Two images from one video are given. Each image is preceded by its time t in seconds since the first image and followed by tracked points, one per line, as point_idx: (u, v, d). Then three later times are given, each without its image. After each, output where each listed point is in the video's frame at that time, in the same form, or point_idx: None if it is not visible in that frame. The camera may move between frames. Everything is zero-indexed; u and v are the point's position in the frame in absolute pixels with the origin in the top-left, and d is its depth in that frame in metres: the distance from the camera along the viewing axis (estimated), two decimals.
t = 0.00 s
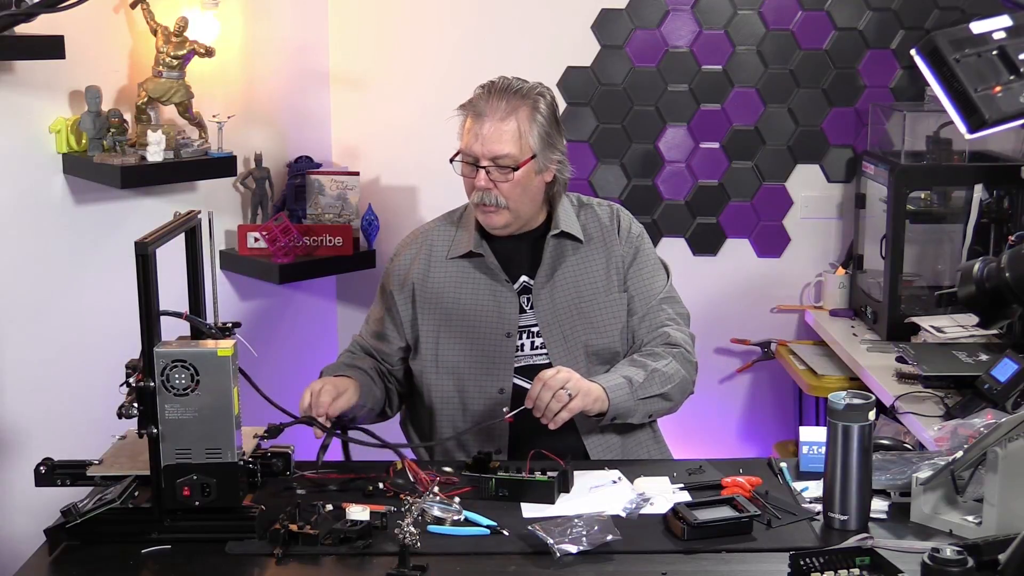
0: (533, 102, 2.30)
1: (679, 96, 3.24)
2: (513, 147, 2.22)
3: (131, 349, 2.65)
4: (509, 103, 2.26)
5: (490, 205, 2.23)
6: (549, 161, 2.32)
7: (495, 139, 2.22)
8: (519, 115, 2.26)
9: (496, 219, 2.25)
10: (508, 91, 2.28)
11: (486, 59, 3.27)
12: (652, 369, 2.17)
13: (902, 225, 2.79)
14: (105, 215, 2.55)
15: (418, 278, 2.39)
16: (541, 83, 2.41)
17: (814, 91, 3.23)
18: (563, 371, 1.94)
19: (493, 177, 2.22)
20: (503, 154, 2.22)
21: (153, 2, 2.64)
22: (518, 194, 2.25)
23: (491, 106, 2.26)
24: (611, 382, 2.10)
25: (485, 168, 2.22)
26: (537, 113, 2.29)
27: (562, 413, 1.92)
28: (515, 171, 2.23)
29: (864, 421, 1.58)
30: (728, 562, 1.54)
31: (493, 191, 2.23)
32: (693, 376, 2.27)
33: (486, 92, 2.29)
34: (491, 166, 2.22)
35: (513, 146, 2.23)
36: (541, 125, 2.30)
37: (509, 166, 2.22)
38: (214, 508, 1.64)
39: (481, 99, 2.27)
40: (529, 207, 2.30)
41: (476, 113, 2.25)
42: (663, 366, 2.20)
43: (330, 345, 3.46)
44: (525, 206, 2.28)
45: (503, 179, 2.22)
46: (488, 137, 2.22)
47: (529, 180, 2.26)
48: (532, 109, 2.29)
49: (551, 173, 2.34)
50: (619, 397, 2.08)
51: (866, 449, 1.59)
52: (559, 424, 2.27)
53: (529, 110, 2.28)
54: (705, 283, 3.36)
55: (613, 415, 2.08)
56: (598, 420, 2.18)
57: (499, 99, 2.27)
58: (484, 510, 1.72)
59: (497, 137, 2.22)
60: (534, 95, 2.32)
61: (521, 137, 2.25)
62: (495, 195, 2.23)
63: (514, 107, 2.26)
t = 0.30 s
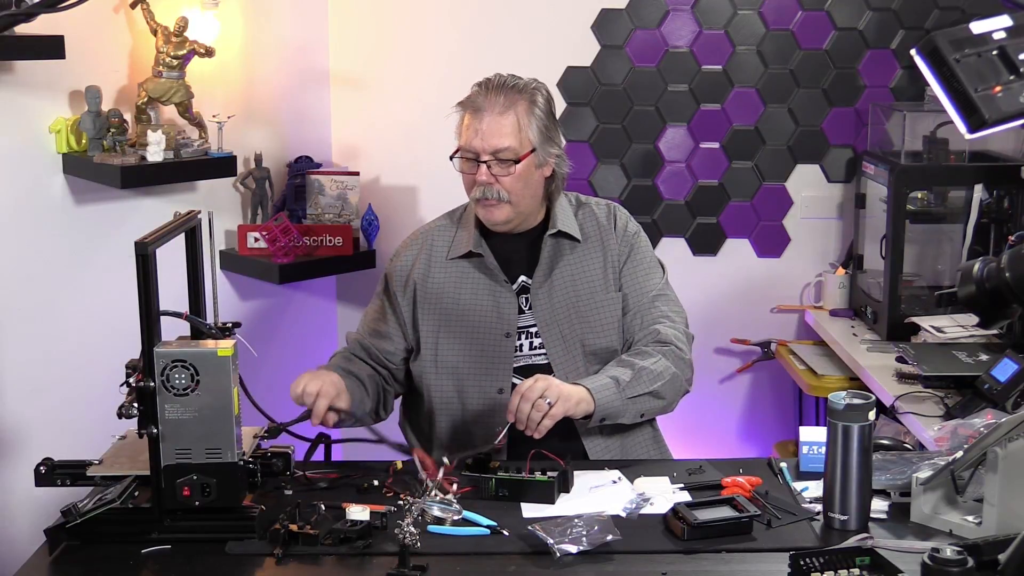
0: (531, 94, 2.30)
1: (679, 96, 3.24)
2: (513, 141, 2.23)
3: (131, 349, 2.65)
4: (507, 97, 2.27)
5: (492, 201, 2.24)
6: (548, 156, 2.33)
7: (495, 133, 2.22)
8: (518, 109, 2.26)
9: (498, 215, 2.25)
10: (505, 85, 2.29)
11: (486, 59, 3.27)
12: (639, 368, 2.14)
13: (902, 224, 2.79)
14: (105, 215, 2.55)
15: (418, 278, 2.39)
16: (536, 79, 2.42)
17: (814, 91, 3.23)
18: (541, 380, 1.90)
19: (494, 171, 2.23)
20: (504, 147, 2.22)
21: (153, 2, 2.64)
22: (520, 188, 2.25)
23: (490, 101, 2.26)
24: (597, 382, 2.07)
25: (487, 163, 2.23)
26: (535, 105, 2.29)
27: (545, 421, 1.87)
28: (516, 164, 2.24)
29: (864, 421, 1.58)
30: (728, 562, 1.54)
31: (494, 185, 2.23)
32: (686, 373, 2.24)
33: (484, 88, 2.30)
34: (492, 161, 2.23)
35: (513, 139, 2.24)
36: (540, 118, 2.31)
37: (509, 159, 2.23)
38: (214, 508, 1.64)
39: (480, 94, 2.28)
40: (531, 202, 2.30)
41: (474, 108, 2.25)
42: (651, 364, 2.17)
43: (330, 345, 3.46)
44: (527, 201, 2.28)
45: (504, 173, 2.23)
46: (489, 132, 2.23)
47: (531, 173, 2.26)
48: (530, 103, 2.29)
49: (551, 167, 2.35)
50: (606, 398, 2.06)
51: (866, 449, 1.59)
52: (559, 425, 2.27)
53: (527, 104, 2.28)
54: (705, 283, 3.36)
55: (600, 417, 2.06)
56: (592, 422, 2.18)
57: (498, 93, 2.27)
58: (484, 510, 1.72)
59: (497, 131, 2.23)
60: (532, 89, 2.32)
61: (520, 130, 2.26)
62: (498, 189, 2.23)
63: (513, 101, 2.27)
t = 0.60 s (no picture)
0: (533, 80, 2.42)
1: (679, 96, 3.24)
2: (528, 117, 2.32)
3: (131, 349, 2.65)
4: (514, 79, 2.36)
5: (514, 177, 2.29)
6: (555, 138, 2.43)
7: (512, 109, 2.31)
8: (529, 87, 2.36)
9: (519, 191, 2.30)
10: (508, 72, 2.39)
11: (486, 59, 3.27)
12: (624, 369, 2.11)
13: (902, 224, 2.79)
14: (105, 215, 2.55)
15: (416, 277, 2.39)
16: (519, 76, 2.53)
17: (814, 91, 3.23)
18: (524, 396, 1.87)
19: (514, 147, 2.31)
20: (522, 122, 2.31)
21: (153, 2, 2.64)
22: (539, 162, 2.33)
23: (499, 82, 2.34)
24: (582, 387, 2.05)
25: (506, 139, 2.31)
26: (540, 87, 2.38)
27: (532, 437, 1.87)
28: (534, 138, 2.33)
29: (864, 421, 1.58)
30: (728, 562, 1.54)
31: (516, 159, 2.30)
32: (675, 373, 2.19)
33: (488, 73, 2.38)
34: (512, 136, 2.31)
35: (529, 114, 2.33)
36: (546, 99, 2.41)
37: (528, 133, 2.32)
38: (214, 508, 1.64)
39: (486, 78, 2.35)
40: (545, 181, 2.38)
41: (484, 91, 2.33)
42: (636, 365, 2.13)
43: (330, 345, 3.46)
44: (542, 181, 2.35)
45: (524, 147, 2.31)
46: (505, 109, 2.31)
47: (545, 150, 2.36)
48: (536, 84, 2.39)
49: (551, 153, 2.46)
50: (591, 402, 2.03)
51: (866, 449, 1.59)
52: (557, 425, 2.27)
53: (534, 84, 2.38)
54: (705, 283, 3.36)
55: (587, 421, 2.03)
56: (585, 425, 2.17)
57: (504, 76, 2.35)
58: (484, 510, 1.72)
59: (513, 107, 2.31)
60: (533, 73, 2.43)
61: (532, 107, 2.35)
62: (519, 163, 2.30)
63: (523, 80, 2.36)
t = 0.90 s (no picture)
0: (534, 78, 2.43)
1: (679, 96, 3.24)
2: (528, 115, 2.33)
3: (131, 349, 2.64)
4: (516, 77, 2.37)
5: (511, 175, 2.29)
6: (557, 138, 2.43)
7: (511, 107, 2.32)
8: (529, 86, 2.36)
9: (517, 189, 2.29)
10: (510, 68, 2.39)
11: (486, 59, 3.27)
12: (621, 365, 2.11)
13: (902, 224, 2.79)
14: (105, 215, 2.55)
15: (415, 277, 2.39)
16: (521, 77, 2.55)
17: (814, 91, 3.23)
18: (521, 392, 1.87)
19: (513, 145, 2.31)
20: (521, 120, 2.32)
21: (153, 2, 2.64)
22: (537, 161, 2.33)
23: (500, 81, 2.35)
24: (581, 379, 2.05)
25: (505, 136, 2.31)
26: (542, 86, 2.39)
27: (531, 431, 1.86)
28: (533, 136, 2.33)
29: (864, 421, 1.58)
30: (728, 562, 1.54)
31: (515, 157, 2.30)
32: (672, 373, 2.19)
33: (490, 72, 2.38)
34: (511, 133, 2.31)
35: (529, 112, 2.33)
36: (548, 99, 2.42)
37: (527, 131, 2.32)
38: (214, 508, 1.64)
39: (487, 76, 2.36)
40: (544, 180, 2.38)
41: (485, 88, 2.34)
42: (634, 362, 2.13)
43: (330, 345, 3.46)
44: (541, 180, 2.35)
45: (523, 145, 2.32)
46: (506, 107, 2.31)
47: (545, 150, 2.36)
48: (538, 83, 2.39)
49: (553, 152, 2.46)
50: (587, 396, 2.03)
51: (866, 449, 1.59)
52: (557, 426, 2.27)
53: (536, 83, 2.38)
54: (705, 283, 3.36)
55: (582, 416, 2.03)
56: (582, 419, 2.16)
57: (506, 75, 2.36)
58: (484, 510, 1.72)
59: (512, 105, 2.32)
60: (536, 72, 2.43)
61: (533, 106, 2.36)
62: (518, 161, 2.30)
63: (525, 79, 2.37)
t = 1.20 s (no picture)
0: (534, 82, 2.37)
1: (679, 96, 3.24)
2: (525, 125, 2.28)
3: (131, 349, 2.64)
4: (515, 83, 2.31)
5: (505, 188, 2.26)
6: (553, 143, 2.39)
7: (508, 117, 2.27)
8: (527, 94, 2.31)
9: (510, 200, 2.27)
10: (510, 72, 2.33)
11: (486, 60, 3.27)
12: (642, 364, 2.14)
13: (902, 224, 2.79)
14: (105, 215, 2.55)
15: (416, 277, 2.39)
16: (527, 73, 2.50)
17: (814, 91, 3.23)
18: (546, 380, 1.87)
19: (507, 156, 2.27)
20: (517, 131, 2.27)
21: (153, 2, 2.64)
22: (532, 173, 2.29)
23: (498, 88, 2.29)
24: (603, 374, 2.06)
25: (500, 148, 2.27)
26: (541, 94, 2.34)
27: (552, 422, 1.87)
28: (529, 148, 2.28)
29: (864, 421, 1.58)
30: (728, 562, 1.54)
31: (508, 169, 2.26)
32: (685, 374, 2.23)
33: (489, 77, 2.32)
34: (506, 145, 2.26)
35: (526, 123, 2.28)
36: (546, 105, 2.36)
37: (522, 143, 2.27)
38: (214, 508, 1.64)
39: (486, 82, 2.31)
40: (540, 189, 2.34)
41: (482, 95, 2.29)
42: (654, 362, 2.17)
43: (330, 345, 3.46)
44: (536, 190, 2.32)
45: (517, 157, 2.27)
46: (502, 117, 2.26)
47: (541, 159, 2.31)
48: (537, 89, 2.34)
49: (552, 156, 2.42)
50: (610, 391, 2.04)
51: (866, 449, 1.59)
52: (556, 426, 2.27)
53: (534, 90, 2.33)
54: (705, 283, 3.36)
55: (602, 409, 2.05)
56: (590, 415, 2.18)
57: (505, 81, 2.31)
58: (484, 510, 1.72)
59: (508, 115, 2.27)
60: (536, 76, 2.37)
61: (531, 115, 2.30)
62: (512, 174, 2.26)
63: (522, 86, 2.31)
